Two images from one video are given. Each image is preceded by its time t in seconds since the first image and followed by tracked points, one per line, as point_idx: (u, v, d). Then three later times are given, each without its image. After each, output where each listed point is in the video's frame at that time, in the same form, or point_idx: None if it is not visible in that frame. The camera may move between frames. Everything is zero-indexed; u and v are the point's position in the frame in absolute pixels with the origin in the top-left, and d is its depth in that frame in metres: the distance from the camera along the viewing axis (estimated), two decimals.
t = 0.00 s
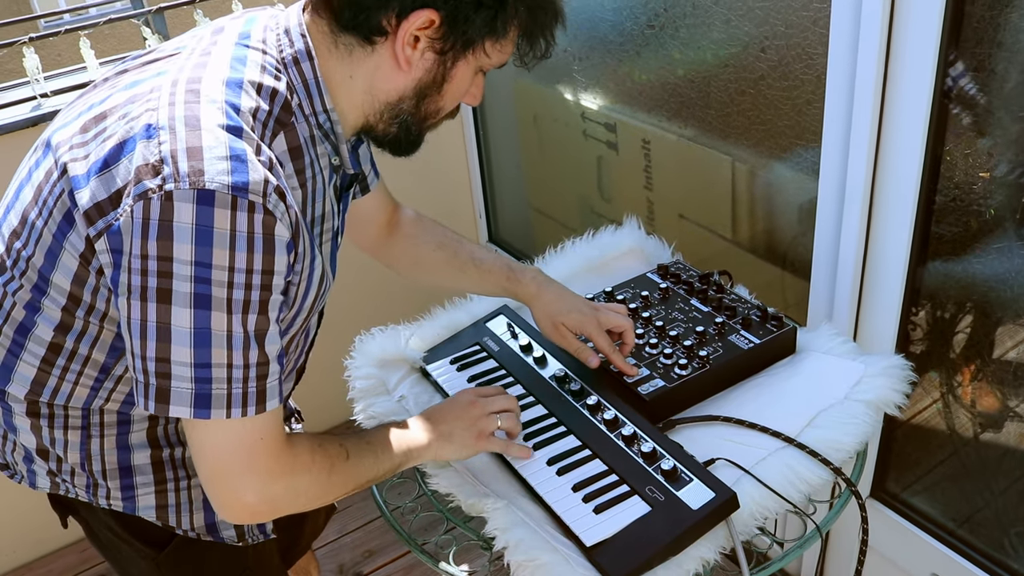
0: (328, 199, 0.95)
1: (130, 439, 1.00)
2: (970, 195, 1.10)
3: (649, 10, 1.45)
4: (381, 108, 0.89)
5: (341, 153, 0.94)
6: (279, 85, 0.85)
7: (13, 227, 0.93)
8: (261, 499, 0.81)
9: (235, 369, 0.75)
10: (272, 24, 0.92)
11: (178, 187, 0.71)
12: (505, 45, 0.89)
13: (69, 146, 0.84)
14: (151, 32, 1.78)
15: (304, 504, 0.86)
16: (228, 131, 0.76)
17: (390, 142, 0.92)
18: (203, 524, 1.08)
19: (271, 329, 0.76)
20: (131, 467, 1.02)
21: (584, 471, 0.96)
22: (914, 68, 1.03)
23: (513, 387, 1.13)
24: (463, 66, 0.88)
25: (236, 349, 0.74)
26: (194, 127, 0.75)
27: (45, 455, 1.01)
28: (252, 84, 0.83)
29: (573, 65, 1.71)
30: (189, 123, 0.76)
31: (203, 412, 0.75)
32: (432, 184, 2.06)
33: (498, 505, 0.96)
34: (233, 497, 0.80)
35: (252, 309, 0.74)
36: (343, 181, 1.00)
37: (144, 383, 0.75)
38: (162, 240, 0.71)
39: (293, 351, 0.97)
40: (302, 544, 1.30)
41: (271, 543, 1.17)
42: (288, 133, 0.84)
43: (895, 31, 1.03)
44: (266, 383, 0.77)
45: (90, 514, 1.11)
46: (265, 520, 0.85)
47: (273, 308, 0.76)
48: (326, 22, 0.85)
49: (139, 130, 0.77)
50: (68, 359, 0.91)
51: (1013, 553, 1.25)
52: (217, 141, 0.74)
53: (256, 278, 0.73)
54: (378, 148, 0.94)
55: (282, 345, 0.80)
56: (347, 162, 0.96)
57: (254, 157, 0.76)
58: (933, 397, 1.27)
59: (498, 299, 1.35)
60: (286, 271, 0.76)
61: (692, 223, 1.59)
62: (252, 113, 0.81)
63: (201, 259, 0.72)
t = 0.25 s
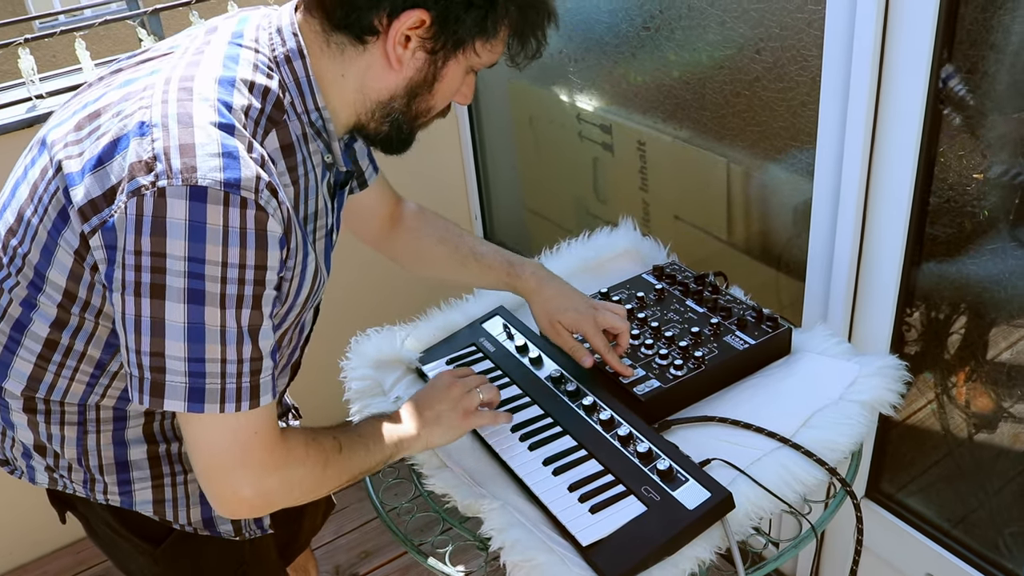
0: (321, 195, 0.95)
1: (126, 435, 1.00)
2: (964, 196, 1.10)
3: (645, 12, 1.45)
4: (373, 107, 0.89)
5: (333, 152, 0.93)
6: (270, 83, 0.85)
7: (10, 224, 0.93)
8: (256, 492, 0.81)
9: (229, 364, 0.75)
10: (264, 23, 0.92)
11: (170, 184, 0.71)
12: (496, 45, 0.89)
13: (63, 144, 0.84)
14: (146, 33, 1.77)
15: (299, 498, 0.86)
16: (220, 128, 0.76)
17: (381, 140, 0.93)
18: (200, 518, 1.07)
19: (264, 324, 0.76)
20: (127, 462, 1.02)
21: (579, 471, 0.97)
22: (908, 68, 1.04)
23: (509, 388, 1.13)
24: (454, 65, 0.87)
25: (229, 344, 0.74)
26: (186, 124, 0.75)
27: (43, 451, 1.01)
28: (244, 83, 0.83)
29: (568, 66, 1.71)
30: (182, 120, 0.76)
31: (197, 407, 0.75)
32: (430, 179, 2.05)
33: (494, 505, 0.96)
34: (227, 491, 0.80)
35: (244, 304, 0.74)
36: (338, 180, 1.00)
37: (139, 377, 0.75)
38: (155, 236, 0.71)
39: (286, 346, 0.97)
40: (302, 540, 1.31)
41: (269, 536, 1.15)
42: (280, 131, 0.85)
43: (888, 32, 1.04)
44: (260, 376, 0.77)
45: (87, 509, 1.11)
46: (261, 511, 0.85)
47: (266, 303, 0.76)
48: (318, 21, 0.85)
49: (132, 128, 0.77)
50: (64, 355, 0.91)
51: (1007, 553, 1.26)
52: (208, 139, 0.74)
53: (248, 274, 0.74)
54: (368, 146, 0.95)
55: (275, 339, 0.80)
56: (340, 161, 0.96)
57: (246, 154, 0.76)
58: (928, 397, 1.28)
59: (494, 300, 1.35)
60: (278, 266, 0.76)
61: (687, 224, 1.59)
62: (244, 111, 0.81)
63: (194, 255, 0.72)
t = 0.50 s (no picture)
0: (318, 189, 0.95)
1: (125, 432, 1.00)
2: (960, 196, 1.11)
3: (641, 12, 1.45)
4: (366, 100, 0.89)
5: (329, 145, 0.93)
6: (265, 78, 0.85)
7: (8, 223, 0.93)
8: (255, 481, 0.82)
9: (227, 356, 0.75)
10: (259, 18, 0.92)
11: (167, 178, 0.71)
12: (487, 38, 0.89)
13: (60, 141, 0.84)
14: (142, 35, 1.77)
15: (296, 485, 0.86)
16: (217, 123, 0.76)
17: (374, 134, 0.93)
18: (200, 514, 1.07)
19: (261, 316, 0.76)
20: (127, 459, 1.01)
21: (576, 471, 0.97)
22: (904, 66, 1.04)
23: (506, 388, 1.13)
24: (445, 59, 0.87)
25: (227, 335, 0.74)
26: (182, 119, 0.75)
27: (43, 449, 1.00)
28: (239, 78, 0.83)
29: (565, 67, 1.71)
30: (178, 115, 0.76)
31: (196, 398, 0.75)
32: (426, 175, 2.04)
33: (490, 506, 0.96)
34: (227, 481, 0.80)
35: (242, 296, 0.74)
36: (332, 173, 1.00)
37: (137, 371, 0.75)
38: (152, 231, 0.71)
39: (283, 341, 0.97)
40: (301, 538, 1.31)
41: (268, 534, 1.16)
42: (275, 125, 0.85)
43: (884, 31, 1.04)
44: (257, 368, 0.77)
45: (87, 507, 1.10)
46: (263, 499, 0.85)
47: (263, 295, 0.76)
48: (311, 17, 0.85)
49: (129, 124, 0.77)
50: (63, 352, 0.91)
51: (1004, 552, 1.26)
52: (205, 133, 0.74)
53: (245, 266, 0.74)
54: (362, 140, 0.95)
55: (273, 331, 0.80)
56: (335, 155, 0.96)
57: (242, 148, 0.76)
58: (924, 397, 1.28)
59: (491, 300, 1.35)
60: (275, 259, 0.76)
61: (684, 224, 1.59)
62: (239, 106, 0.81)
63: (191, 248, 0.72)
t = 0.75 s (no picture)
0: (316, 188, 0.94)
1: (124, 431, 0.99)
2: (958, 196, 1.11)
3: (639, 13, 1.45)
4: (366, 100, 0.89)
5: (327, 145, 0.93)
6: (264, 78, 0.85)
7: (7, 222, 0.92)
8: (242, 480, 0.81)
9: (217, 355, 0.74)
10: (258, 18, 0.92)
11: (164, 177, 0.71)
12: (486, 37, 0.89)
13: (60, 139, 0.84)
14: (140, 35, 1.77)
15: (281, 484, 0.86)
16: (215, 122, 0.76)
17: (374, 134, 0.92)
18: (198, 514, 1.06)
19: (253, 316, 0.76)
20: (126, 457, 1.01)
21: (574, 472, 0.96)
22: (902, 67, 1.04)
23: (503, 388, 1.13)
24: (445, 58, 0.87)
25: (218, 335, 0.74)
26: (181, 118, 0.75)
27: (42, 448, 1.00)
28: (238, 77, 0.83)
29: (563, 67, 1.71)
30: (176, 114, 0.76)
31: (187, 398, 0.75)
32: (423, 174, 2.06)
33: (489, 507, 0.96)
34: (213, 479, 0.80)
35: (235, 295, 0.74)
36: (332, 174, 0.99)
37: (131, 369, 0.75)
38: (149, 228, 0.71)
39: (281, 340, 0.97)
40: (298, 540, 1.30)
41: (267, 534, 1.16)
42: (275, 125, 0.84)
43: (883, 31, 1.04)
44: (246, 368, 0.76)
45: (87, 505, 1.11)
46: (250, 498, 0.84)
47: (257, 295, 0.76)
48: (311, 16, 0.85)
49: (128, 122, 0.77)
50: (62, 351, 0.91)
51: (1001, 552, 1.26)
52: (203, 132, 0.74)
53: (239, 266, 0.74)
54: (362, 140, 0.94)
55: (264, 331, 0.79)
56: (334, 154, 0.95)
57: (240, 147, 0.76)
58: (922, 397, 1.28)
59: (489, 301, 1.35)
60: (270, 259, 0.76)
61: (682, 225, 1.59)
62: (238, 105, 0.81)
63: (187, 246, 0.71)
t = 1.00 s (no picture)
0: (318, 189, 0.94)
1: (126, 432, 0.99)
2: (958, 197, 1.10)
3: (639, 13, 1.45)
4: (370, 101, 0.89)
5: (331, 145, 0.93)
6: (269, 78, 0.85)
7: (8, 222, 0.92)
8: (243, 481, 0.81)
9: (223, 355, 0.74)
10: (262, 19, 0.92)
11: (172, 176, 0.71)
12: (491, 38, 0.89)
13: (64, 140, 0.83)
14: (139, 36, 1.76)
15: (281, 485, 0.85)
16: (222, 122, 0.76)
17: (377, 134, 0.92)
18: (201, 513, 1.06)
19: (259, 316, 0.76)
20: (128, 458, 1.00)
21: (574, 474, 0.96)
22: (903, 67, 1.04)
23: (503, 390, 1.12)
24: (449, 59, 0.87)
25: (224, 334, 0.74)
26: (188, 118, 0.75)
27: (43, 449, 1.00)
28: (243, 77, 0.83)
29: (562, 67, 1.71)
30: (183, 114, 0.76)
31: (193, 399, 0.75)
32: (422, 171, 2.07)
33: (489, 508, 0.96)
34: (215, 479, 0.79)
35: (241, 295, 0.74)
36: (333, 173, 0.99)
37: (137, 370, 0.75)
38: (155, 228, 0.71)
39: (283, 342, 0.97)
40: (296, 542, 1.31)
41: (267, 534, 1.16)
42: (279, 125, 0.85)
43: (884, 32, 1.04)
44: (251, 368, 0.76)
45: (88, 506, 1.10)
46: (250, 498, 0.84)
47: (262, 295, 0.76)
48: (316, 17, 0.85)
49: (133, 122, 0.77)
50: (66, 352, 0.91)
51: (1002, 553, 1.26)
52: (210, 132, 0.74)
53: (245, 266, 0.73)
54: (366, 141, 0.94)
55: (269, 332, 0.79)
56: (338, 155, 0.95)
57: (247, 147, 0.76)
58: (923, 398, 1.28)
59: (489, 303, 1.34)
60: (275, 258, 0.76)
61: (682, 226, 1.59)
62: (244, 105, 0.81)
63: (193, 246, 0.71)
